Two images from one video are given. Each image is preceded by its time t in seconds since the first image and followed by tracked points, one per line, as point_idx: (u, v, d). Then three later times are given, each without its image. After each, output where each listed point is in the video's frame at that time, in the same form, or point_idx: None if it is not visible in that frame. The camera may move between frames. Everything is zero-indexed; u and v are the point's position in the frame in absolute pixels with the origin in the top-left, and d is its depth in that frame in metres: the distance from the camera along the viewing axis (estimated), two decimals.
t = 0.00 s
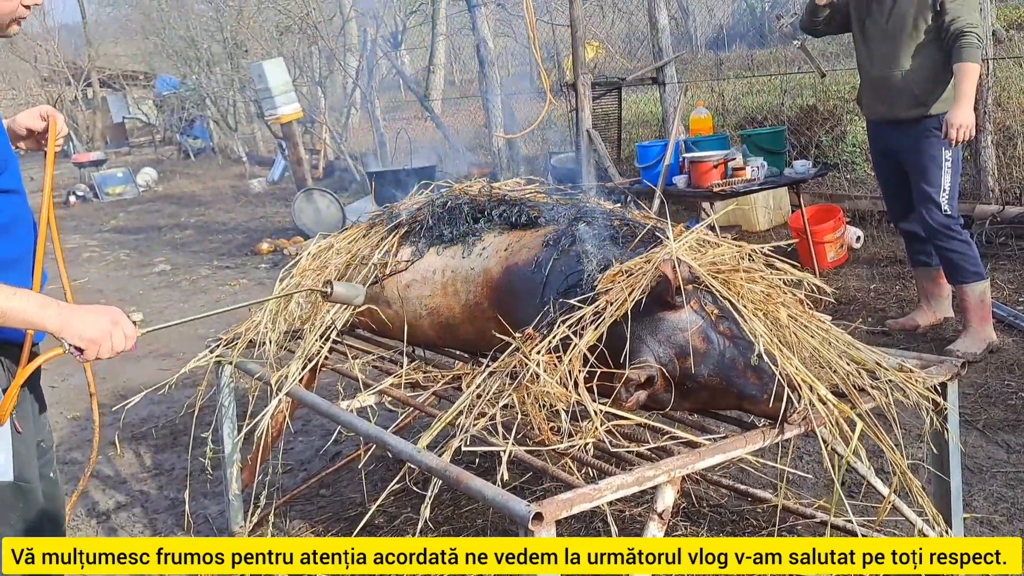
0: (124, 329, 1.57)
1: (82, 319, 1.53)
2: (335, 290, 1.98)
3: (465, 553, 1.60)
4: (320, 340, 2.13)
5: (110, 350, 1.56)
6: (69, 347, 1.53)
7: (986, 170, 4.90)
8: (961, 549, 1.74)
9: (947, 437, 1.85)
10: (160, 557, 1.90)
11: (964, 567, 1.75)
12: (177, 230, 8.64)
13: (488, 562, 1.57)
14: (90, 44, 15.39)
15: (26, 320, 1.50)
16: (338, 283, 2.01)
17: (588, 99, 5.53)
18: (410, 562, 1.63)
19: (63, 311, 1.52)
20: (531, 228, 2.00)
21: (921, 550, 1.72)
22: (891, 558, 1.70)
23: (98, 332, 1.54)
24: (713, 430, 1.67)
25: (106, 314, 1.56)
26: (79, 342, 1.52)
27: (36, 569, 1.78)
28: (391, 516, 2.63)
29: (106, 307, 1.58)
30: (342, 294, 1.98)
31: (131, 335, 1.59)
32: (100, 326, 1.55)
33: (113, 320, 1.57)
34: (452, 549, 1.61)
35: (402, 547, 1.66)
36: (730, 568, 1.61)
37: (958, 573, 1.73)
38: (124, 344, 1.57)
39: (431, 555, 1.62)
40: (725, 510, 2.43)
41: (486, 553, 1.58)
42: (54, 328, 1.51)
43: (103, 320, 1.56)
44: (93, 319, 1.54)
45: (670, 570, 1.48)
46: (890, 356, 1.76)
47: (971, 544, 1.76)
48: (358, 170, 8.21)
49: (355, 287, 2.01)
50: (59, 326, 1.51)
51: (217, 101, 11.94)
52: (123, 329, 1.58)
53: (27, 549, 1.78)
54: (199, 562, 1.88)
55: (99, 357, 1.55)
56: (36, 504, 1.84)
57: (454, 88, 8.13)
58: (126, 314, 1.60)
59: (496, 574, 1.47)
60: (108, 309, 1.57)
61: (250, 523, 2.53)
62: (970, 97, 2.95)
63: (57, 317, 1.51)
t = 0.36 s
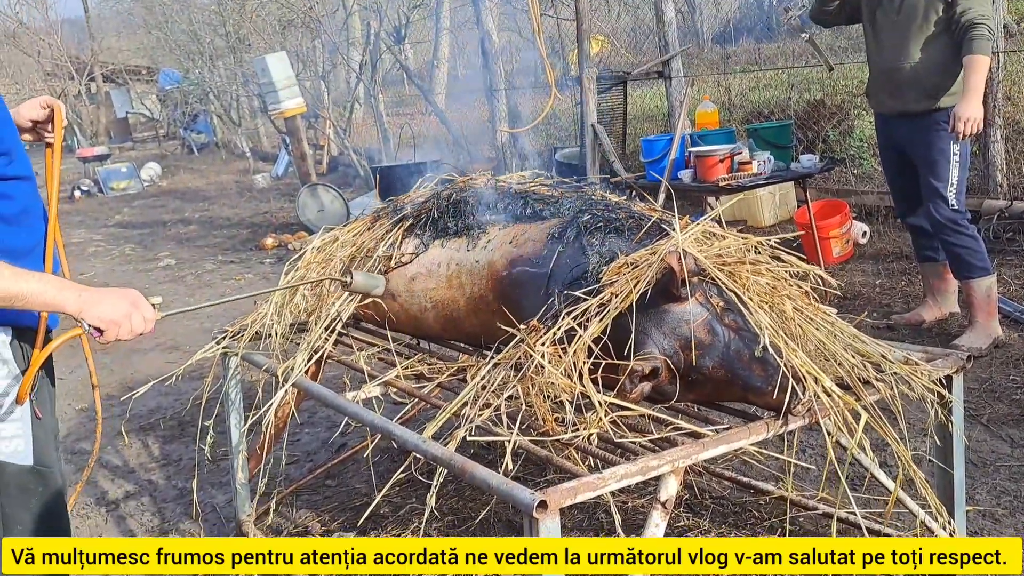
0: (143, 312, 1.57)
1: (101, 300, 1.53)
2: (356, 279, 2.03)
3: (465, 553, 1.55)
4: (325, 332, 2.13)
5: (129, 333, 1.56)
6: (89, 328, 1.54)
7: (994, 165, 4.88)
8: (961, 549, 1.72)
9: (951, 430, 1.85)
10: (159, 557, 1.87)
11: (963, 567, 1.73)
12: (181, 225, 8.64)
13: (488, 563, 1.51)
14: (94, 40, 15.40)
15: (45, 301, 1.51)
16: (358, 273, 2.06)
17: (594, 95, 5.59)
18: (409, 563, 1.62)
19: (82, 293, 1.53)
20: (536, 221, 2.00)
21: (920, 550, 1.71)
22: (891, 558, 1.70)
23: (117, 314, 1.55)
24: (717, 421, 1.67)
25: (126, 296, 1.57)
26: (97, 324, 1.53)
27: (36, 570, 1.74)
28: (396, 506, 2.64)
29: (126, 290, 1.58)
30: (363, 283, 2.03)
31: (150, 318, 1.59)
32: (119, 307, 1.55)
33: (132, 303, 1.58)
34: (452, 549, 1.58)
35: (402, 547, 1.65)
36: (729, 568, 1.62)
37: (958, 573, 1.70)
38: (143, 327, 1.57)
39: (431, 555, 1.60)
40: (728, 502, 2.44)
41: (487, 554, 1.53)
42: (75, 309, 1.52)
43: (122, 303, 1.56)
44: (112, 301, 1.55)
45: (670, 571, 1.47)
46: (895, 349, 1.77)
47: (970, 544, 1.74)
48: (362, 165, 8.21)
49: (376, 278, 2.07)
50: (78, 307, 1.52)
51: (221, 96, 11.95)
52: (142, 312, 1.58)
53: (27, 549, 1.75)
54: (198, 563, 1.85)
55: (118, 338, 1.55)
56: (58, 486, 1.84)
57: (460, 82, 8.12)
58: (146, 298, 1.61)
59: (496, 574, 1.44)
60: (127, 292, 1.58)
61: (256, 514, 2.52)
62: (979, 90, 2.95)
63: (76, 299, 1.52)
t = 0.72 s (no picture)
0: (141, 289, 1.59)
1: (101, 278, 1.55)
2: (336, 260, 2.03)
3: (465, 553, 1.61)
4: (337, 313, 2.14)
5: (128, 309, 1.58)
6: (88, 305, 1.56)
7: (1008, 143, 4.83)
8: (961, 549, 1.78)
9: (964, 408, 1.84)
10: (159, 558, 1.89)
11: (964, 567, 1.78)
12: (192, 207, 8.66)
13: (488, 562, 1.60)
14: (103, 22, 15.38)
15: (46, 280, 1.52)
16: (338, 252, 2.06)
17: (604, 74, 5.57)
18: (409, 563, 1.65)
19: (82, 271, 1.54)
20: (546, 200, 1.99)
21: (921, 549, 1.79)
22: (890, 558, 1.75)
23: (116, 291, 1.56)
24: (728, 400, 1.67)
25: (123, 273, 1.58)
26: (98, 301, 1.55)
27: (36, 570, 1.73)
28: (408, 485, 2.66)
29: (124, 268, 1.60)
30: (342, 264, 2.04)
31: (148, 295, 1.61)
32: (119, 284, 1.57)
33: (130, 280, 1.59)
34: (452, 548, 1.62)
35: (402, 547, 1.68)
36: (730, 568, 1.60)
37: (957, 572, 1.77)
38: (140, 304, 1.59)
39: (430, 555, 1.64)
40: (738, 481, 2.45)
41: (486, 553, 1.62)
42: (75, 288, 1.53)
43: (121, 280, 1.58)
44: (112, 278, 1.56)
45: (671, 570, 1.50)
46: (908, 327, 1.76)
47: (970, 543, 1.79)
48: (372, 147, 8.20)
49: (354, 258, 2.06)
50: (79, 285, 1.54)
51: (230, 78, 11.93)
52: (140, 289, 1.60)
53: (27, 549, 1.74)
54: (198, 563, 1.86)
55: (117, 315, 1.57)
56: (74, 460, 1.86)
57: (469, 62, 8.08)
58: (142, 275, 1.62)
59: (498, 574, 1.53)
60: (125, 269, 1.60)
61: (269, 494, 2.54)
62: (995, 66, 2.91)
63: (76, 278, 1.54)
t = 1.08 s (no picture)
0: (146, 278, 1.59)
1: (105, 267, 1.55)
2: (368, 248, 2.05)
3: (465, 553, 1.60)
4: (344, 302, 2.15)
5: (134, 298, 1.58)
6: (94, 294, 1.56)
7: (1016, 129, 4.81)
8: (960, 550, 1.77)
9: (971, 397, 1.84)
10: (160, 557, 1.78)
11: (964, 566, 1.77)
12: (198, 197, 8.68)
13: (488, 562, 1.59)
14: (108, 12, 15.38)
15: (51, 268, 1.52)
16: (369, 241, 2.07)
17: (609, 62, 5.54)
18: (409, 563, 1.63)
19: (85, 260, 1.54)
20: (552, 188, 1.99)
21: (921, 550, 1.74)
22: (891, 558, 1.69)
23: (121, 280, 1.56)
24: (735, 388, 1.67)
25: (129, 263, 1.58)
26: (103, 290, 1.55)
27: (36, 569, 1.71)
28: (415, 474, 2.67)
29: (129, 257, 1.60)
30: (375, 252, 2.05)
31: (154, 284, 1.61)
32: (123, 273, 1.57)
33: (135, 269, 1.59)
34: (452, 549, 1.61)
35: (402, 547, 1.66)
36: (731, 568, 1.57)
37: (957, 572, 1.76)
38: (146, 293, 1.59)
39: (431, 555, 1.62)
40: (744, 470, 2.45)
41: (486, 553, 1.60)
42: (80, 277, 1.54)
43: (125, 269, 1.58)
44: (117, 267, 1.56)
45: (671, 571, 1.46)
46: (915, 315, 1.76)
47: (970, 543, 1.77)
48: (377, 136, 8.21)
49: (388, 246, 2.08)
50: (84, 274, 1.54)
51: (234, 67, 11.95)
52: (146, 278, 1.59)
53: (27, 549, 1.72)
54: (198, 563, 1.77)
55: (123, 304, 1.57)
56: (90, 441, 1.87)
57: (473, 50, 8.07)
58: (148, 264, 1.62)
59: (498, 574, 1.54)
60: (130, 258, 1.59)
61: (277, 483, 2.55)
62: (1003, 55, 2.89)
63: (80, 267, 1.54)
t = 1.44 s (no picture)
0: (155, 267, 1.60)
1: (114, 257, 1.56)
2: (350, 236, 2.05)
3: (465, 553, 1.61)
4: (348, 295, 2.15)
5: (145, 288, 1.59)
6: (105, 285, 1.57)
7: (1021, 121, 4.78)
8: (961, 549, 1.78)
9: (976, 389, 1.84)
10: (160, 557, 1.84)
11: (964, 566, 1.78)
12: (202, 191, 8.68)
13: (488, 562, 1.61)
14: (111, 6, 15.38)
15: (63, 262, 1.53)
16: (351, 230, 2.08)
17: (614, 55, 5.52)
18: (409, 562, 1.65)
19: (93, 252, 1.55)
20: (556, 181, 1.98)
21: (921, 550, 1.76)
22: (891, 558, 1.72)
23: (131, 270, 1.58)
24: (739, 381, 1.67)
25: (137, 252, 1.59)
26: (114, 281, 1.56)
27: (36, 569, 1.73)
28: (419, 467, 2.67)
29: (137, 247, 1.61)
30: (356, 240, 2.06)
31: (163, 273, 1.62)
32: (132, 263, 1.58)
33: (144, 259, 1.60)
34: (452, 549, 1.62)
35: (402, 547, 1.68)
36: (730, 568, 1.59)
37: (957, 572, 1.77)
38: (156, 282, 1.61)
39: (431, 555, 1.63)
40: (749, 463, 2.45)
41: (486, 553, 1.62)
42: (90, 267, 1.55)
43: (134, 259, 1.59)
44: (126, 257, 1.58)
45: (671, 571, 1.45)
46: (920, 307, 1.75)
47: (970, 543, 1.79)
48: (380, 129, 8.20)
49: (368, 235, 2.09)
50: (93, 265, 1.55)
51: (238, 61, 11.95)
52: (155, 267, 1.61)
53: (27, 549, 1.74)
54: (198, 563, 1.84)
55: (134, 294, 1.58)
56: (95, 437, 1.88)
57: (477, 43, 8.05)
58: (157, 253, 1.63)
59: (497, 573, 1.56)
60: (138, 248, 1.61)
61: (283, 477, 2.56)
62: (993, 50, 2.88)
63: (88, 258, 1.54)
